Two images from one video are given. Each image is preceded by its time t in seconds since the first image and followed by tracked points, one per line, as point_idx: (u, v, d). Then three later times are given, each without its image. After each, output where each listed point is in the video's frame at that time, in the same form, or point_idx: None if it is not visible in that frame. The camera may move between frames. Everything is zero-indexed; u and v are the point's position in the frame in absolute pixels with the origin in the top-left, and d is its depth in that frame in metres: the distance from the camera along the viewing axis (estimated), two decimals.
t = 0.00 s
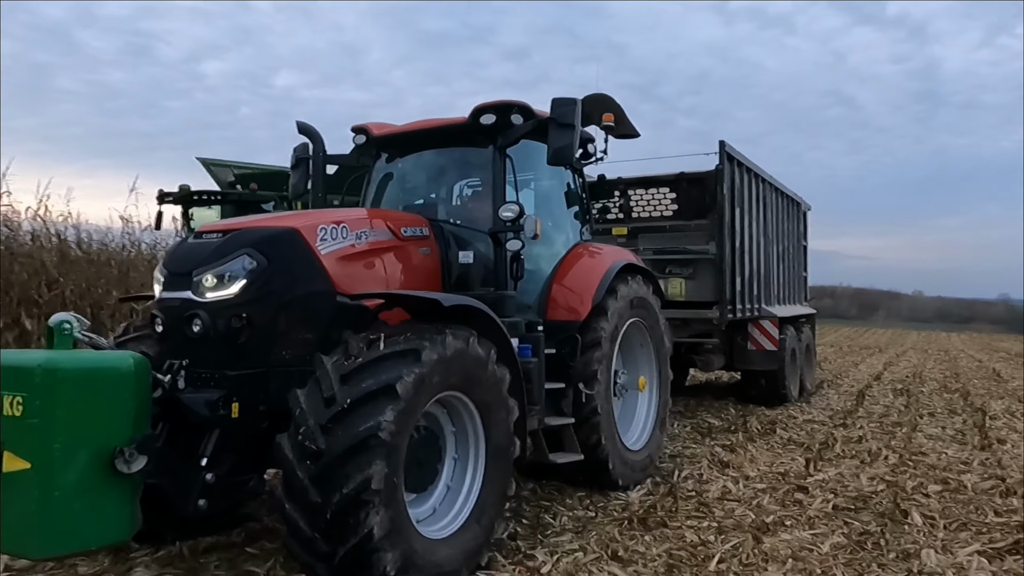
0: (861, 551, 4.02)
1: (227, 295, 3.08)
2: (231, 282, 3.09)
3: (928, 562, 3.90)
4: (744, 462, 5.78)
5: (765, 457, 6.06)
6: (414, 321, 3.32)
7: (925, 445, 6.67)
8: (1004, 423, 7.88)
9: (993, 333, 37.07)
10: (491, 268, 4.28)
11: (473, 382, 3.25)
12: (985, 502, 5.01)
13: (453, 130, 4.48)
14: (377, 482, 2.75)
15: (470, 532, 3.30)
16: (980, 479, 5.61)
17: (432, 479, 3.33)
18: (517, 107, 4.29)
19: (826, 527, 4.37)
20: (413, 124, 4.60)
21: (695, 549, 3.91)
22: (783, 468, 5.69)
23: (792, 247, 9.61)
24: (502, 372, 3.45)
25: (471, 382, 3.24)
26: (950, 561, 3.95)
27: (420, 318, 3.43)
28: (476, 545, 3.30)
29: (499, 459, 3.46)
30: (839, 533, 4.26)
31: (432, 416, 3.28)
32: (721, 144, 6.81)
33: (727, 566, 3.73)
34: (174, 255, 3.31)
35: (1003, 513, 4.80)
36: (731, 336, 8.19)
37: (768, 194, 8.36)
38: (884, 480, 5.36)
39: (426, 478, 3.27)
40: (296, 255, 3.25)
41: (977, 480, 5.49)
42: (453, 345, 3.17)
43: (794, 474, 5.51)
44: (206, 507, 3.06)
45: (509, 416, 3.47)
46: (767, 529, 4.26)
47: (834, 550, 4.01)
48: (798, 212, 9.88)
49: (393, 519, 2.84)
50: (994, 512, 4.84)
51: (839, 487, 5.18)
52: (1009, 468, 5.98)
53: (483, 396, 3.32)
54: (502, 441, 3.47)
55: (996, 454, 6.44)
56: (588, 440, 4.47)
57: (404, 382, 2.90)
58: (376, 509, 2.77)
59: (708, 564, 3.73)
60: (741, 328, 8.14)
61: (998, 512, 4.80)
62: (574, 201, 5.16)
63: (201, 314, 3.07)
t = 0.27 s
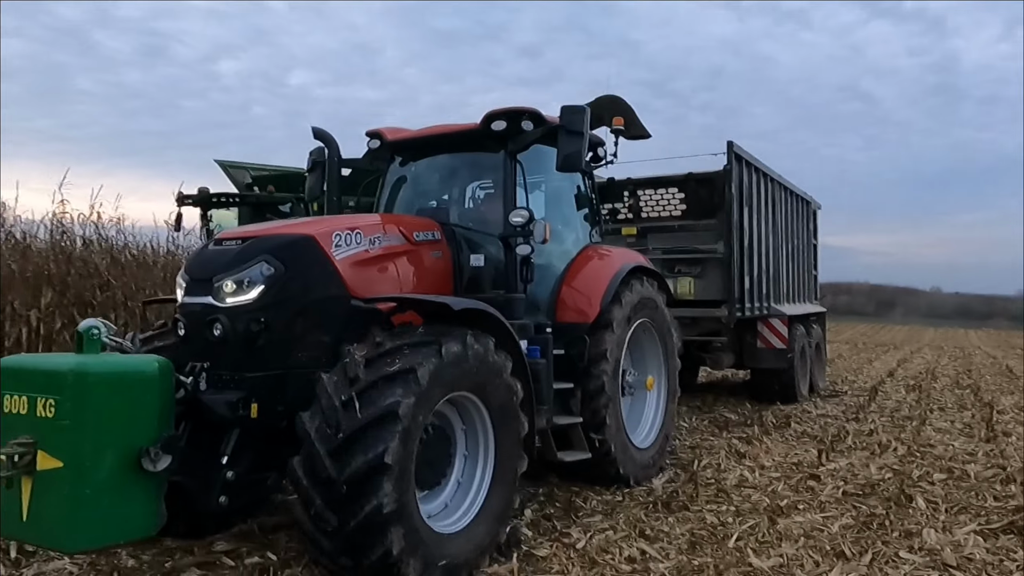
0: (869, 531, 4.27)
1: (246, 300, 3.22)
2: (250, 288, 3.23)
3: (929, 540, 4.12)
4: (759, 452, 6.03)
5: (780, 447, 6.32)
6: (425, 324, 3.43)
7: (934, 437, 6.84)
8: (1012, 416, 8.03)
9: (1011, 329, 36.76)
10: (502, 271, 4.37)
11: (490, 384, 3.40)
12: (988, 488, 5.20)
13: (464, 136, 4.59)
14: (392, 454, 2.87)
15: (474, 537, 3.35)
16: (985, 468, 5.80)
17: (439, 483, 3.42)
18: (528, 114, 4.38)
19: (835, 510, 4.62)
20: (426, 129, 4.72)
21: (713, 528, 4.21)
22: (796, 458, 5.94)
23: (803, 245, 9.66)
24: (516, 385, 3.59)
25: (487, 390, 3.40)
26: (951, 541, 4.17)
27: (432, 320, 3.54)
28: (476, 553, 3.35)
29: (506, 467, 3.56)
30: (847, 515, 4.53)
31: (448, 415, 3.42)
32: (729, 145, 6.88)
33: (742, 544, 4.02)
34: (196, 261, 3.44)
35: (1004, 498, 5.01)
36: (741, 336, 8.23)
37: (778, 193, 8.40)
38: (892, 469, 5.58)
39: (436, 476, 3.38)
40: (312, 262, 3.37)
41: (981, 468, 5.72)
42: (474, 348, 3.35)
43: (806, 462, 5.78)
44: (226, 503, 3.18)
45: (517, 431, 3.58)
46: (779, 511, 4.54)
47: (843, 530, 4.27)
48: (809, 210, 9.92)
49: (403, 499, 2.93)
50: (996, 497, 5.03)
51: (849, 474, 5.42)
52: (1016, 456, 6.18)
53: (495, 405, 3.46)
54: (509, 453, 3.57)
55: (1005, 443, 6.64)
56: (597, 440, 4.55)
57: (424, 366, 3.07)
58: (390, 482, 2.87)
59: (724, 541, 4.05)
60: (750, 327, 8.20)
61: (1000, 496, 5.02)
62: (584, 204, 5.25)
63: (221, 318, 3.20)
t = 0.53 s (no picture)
0: (877, 514, 4.60)
1: (260, 300, 3.35)
2: (263, 289, 3.36)
3: (930, 522, 4.48)
4: (772, 443, 6.30)
5: (793, 438, 6.60)
6: (432, 323, 3.55)
7: (941, 431, 7.09)
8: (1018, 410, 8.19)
9: None
10: (508, 272, 4.48)
11: (503, 386, 3.56)
12: (988, 476, 5.55)
13: (471, 140, 4.70)
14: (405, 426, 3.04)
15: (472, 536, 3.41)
16: (987, 458, 6.13)
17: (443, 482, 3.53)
18: (533, 118, 4.49)
19: (844, 495, 4.95)
20: (434, 133, 4.84)
21: (731, 510, 4.53)
22: (808, 449, 6.21)
23: (811, 243, 9.73)
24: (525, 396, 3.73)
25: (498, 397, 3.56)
26: (950, 523, 4.53)
27: (439, 319, 3.66)
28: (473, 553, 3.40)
29: (508, 473, 3.66)
30: (854, 499, 4.86)
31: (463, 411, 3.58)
32: (734, 145, 6.96)
33: (757, 523, 4.34)
34: (211, 263, 3.58)
35: (1003, 485, 5.34)
36: (748, 334, 8.28)
37: (784, 192, 8.46)
38: (899, 458, 5.88)
39: (444, 468, 3.51)
40: (323, 264, 3.50)
41: (983, 459, 6.04)
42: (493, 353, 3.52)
43: (817, 453, 6.07)
44: (242, 495, 3.31)
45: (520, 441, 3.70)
46: (792, 495, 4.87)
47: (852, 513, 4.60)
48: (817, 209, 9.97)
49: (410, 476, 3.07)
50: (994, 485, 5.36)
51: (858, 464, 5.70)
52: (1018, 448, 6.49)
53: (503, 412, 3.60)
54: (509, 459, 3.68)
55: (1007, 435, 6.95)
56: (602, 436, 4.67)
57: (444, 352, 3.27)
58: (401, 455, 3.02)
59: (741, 521, 4.36)
60: (757, 326, 8.26)
61: (1000, 484, 5.34)
62: (589, 205, 5.36)
63: (236, 318, 3.33)
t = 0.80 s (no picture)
0: (889, 500, 4.78)
1: (268, 298, 3.41)
2: (272, 286, 3.42)
3: (940, 507, 4.66)
4: (789, 436, 6.48)
5: (808, 432, 6.77)
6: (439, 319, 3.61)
7: (953, 424, 7.22)
8: None
9: None
10: (514, 269, 4.53)
11: (514, 394, 3.67)
12: (998, 465, 5.72)
13: (477, 139, 4.75)
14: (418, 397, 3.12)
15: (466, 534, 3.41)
16: (998, 448, 6.29)
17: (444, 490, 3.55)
18: (538, 117, 4.53)
19: (857, 483, 5.13)
20: (441, 132, 4.89)
21: (749, 497, 4.74)
22: (824, 440, 6.39)
23: (823, 238, 9.72)
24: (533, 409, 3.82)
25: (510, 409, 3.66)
26: (959, 508, 4.71)
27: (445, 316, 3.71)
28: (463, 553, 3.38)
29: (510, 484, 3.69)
30: (867, 487, 5.04)
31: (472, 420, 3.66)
32: (742, 143, 6.96)
33: (775, 509, 4.54)
34: (221, 261, 3.64)
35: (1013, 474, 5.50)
36: (758, 332, 8.27)
37: (793, 190, 8.44)
38: (912, 449, 6.05)
39: (450, 466, 3.57)
40: (330, 261, 3.55)
41: (995, 450, 6.20)
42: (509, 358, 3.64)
43: (833, 444, 6.25)
44: (251, 489, 3.37)
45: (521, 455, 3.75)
46: (807, 484, 5.06)
47: (865, 499, 4.78)
48: (828, 206, 9.94)
49: (416, 459, 3.12)
50: (1005, 473, 5.53)
51: (872, 455, 5.88)
52: None
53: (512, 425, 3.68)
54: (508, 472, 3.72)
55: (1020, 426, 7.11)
56: (608, 433, 4.70)
57: (463, 340, 3.40)
58: (452, 341, 3.35)
59: (759, 506, 4.57)
60: (767, 324, 8.24)
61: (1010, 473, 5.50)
62: (595, 203, 5.39)
63: (245, 315, 3.40)
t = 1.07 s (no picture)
0: (907, 492, 5.08)
1: (284, 299, 3.47)
2: (287, 288, 3.48)
3: (954, 499, 4.97)
4: (808, 432, 6.74)
5: (826, 429, 6.99)
6: (451, 321, 3.66)
7: (967, 423, 7.44)
8: None
9: None
10: (526, 272, 4.57)
11: (529, 411, 3.75)
12: (1010, 461, 6.00)
13: (489, 142, 4.79)
14: (441, 378, 3.24)
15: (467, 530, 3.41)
16: (1010, 445, 6.56)
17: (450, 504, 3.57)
18: (551, 121, 4.57)
19: (875, 477, 5.42)
20: (454, 135, 4.94)
21: (772, 490, 4.99)
22: (841, 437, 6.64)
23: (835, 240, 9.69)
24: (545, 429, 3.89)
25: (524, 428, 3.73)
26: (972, 500, 5.04)
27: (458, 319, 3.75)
28: (463, 551, 3.37)
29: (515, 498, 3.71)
30: (885, 481, 5.31)
31: (484, 435, 3.72)
32: (754, 144, 6.97)
33: (798, 500, 4.81)
34: (238, 263, 3.71)
35: None
36: (770, 332, 8.27)
37: (806, 191, 8.44)
38: (926, 446, 6.31)
39: (460, 470, 3.61)
40: (344, 264, 3.61)
41: (1007, 446, 6.47)
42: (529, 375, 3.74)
43: (851, 440, 6.51)
44: (266, 487, 3.45)
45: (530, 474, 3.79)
46: (828, 478, 5.33)
47: (883, 492, 5.07)
48: (841, 207, 9.92)
49: (429, 442, 3.18)
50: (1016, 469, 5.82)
51: (888, 451, 6.15)
52: None
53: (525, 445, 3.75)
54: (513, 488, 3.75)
55: None
56: (618, 435, 4.71)
57: (488, 340, 3.54)
58: (475, 339, 3.48)
59: (782, 498, 4.83)
60: (779, 324, 8.24)
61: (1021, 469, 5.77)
62: (607, 206, 5.42)
63: (261, 317, 3.46)
